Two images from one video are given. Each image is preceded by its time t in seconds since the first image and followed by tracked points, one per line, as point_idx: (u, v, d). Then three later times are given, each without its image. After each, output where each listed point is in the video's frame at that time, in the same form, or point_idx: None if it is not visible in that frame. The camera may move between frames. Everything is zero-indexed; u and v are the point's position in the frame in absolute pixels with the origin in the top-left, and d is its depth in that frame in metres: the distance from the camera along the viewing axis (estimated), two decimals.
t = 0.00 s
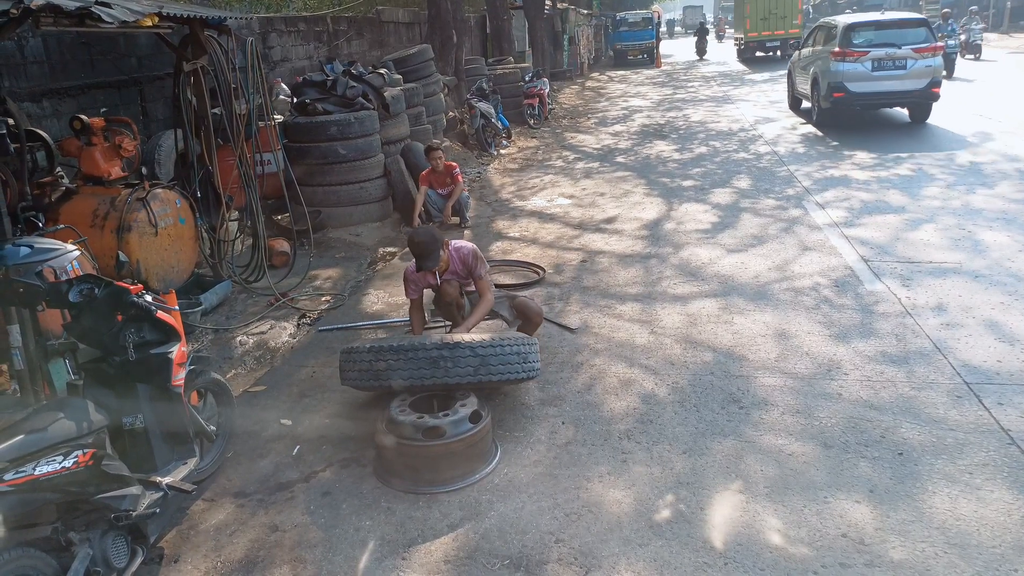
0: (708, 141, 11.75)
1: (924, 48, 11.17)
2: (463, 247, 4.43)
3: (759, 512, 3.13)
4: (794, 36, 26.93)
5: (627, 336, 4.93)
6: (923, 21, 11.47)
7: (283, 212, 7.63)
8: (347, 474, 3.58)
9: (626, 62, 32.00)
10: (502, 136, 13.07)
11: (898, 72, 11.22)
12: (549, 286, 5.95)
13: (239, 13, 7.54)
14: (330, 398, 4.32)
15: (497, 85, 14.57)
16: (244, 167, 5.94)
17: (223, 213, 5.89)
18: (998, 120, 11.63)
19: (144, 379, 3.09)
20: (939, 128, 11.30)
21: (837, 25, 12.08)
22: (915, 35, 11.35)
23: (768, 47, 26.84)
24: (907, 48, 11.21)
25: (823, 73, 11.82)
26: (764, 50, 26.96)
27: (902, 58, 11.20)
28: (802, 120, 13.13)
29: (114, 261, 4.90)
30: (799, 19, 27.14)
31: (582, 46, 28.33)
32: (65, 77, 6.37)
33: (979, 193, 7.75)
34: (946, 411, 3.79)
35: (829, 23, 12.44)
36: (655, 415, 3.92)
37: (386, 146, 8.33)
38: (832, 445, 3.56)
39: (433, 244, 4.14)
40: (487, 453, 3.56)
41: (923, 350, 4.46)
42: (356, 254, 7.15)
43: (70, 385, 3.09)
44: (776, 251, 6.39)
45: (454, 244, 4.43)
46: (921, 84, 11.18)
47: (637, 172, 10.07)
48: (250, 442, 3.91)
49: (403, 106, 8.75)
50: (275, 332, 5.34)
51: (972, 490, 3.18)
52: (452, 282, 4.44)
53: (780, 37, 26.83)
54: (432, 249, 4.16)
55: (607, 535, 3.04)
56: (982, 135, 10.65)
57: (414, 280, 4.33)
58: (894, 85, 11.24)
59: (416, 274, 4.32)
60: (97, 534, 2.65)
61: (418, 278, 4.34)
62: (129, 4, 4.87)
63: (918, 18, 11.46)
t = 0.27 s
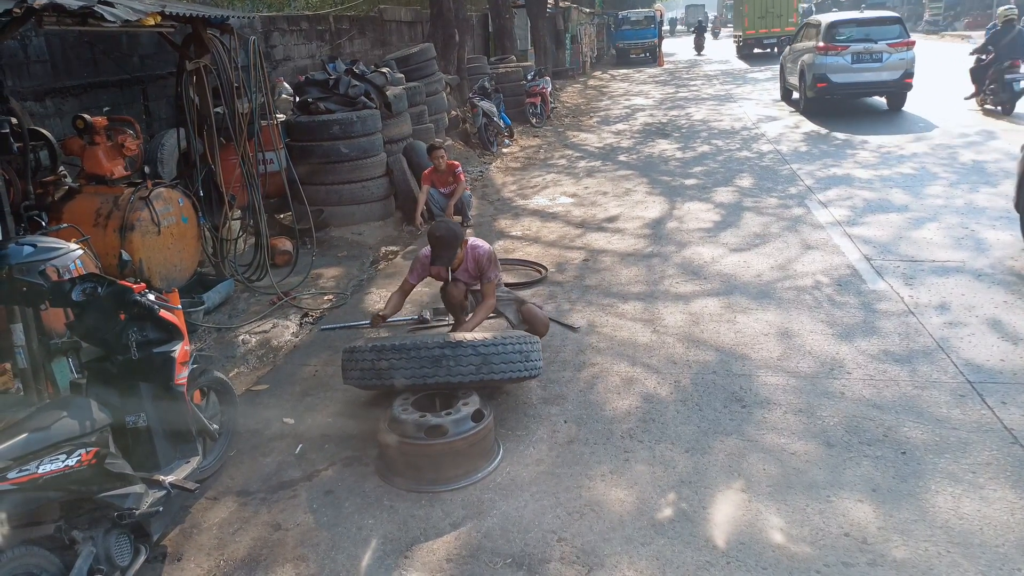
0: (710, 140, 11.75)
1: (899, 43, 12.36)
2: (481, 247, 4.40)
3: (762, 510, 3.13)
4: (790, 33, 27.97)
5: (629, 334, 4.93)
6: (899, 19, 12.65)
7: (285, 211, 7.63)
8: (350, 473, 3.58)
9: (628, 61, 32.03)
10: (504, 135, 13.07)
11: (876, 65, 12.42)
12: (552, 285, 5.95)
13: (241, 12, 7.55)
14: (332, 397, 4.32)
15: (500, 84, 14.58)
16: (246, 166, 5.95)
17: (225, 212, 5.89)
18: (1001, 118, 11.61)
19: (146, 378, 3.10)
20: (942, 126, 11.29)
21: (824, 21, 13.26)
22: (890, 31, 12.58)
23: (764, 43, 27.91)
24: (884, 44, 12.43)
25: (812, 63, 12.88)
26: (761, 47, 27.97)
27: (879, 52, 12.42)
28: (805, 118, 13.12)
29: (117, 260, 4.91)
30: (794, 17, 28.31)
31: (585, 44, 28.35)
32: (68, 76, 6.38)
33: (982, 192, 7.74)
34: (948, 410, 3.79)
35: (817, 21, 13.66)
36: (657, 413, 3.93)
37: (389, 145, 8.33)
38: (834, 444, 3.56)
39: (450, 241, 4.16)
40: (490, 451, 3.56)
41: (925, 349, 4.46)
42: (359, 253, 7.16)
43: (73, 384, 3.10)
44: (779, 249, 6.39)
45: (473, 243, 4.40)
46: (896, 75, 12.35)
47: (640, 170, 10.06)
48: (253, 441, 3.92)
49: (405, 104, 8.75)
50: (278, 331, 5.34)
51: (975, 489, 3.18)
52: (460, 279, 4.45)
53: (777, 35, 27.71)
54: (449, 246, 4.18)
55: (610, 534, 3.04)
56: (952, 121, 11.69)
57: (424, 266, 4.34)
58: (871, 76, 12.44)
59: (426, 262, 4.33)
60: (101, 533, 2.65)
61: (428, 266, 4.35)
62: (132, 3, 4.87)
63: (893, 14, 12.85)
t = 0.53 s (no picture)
0: (713, 138, 11.74)
1: (878, 39, 13.75)
2: (475, 226, 4.33)
3: (764, 509, 3.12)
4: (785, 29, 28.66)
5: (632, 333, 4.92)
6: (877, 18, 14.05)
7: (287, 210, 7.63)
8: (352, 472, 3.58)
9: (630, 60, 32.01)
10: (506, 133, 13.06)
11: (857, 59, 13.75)
12: (554, 284, 5.95)
13: (243, 12, 7.55)
14: (335, 396, 4.32)
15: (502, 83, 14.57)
16: (248, 166, 5.95)
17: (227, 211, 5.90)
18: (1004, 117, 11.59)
19: (149, 377, 3.10)
20: (944, 125, 11.27)
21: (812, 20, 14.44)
22: (871, 28, 13.98)
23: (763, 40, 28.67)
24: (864, 39, 13.78)
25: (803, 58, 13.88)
26: (759, 43, 28.64)
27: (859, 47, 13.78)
28: (807, 117, 13.10)
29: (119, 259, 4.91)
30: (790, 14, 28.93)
31: (587, 43, 28.36)
32: (70, 76, 6.38)
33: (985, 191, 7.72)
34: (951, 409, 3.78)
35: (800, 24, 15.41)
36: (658, 412, 3.92)
37: (391, 144, 8.32)
38: (837, 443, 3.55)
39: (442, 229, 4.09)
40: (492, 450, 3.55)
41: (928, 348, 4.45)
42: (361, 252, 7.16)
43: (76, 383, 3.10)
44: (782, 248, 6.38)
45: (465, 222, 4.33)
46: (875, 68, 13.64)
47: (642, 169, 10.05)
48: (255, 440, 3.92)
49: (407, 103, 8.75)
50: (280, 330, 5.35)
51: (977, 488, 3.17)
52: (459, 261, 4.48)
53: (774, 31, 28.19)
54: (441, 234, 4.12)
55: (612, 533, 3.04)
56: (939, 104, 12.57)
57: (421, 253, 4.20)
58: (854, 68, 13.74)
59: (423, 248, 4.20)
60: (104, 531, 2.65)
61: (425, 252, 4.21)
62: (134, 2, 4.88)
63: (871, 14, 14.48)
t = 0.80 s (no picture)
0: (715, 137, 11.72)
1: (861, 34, 14.92)
2: (456, 215, 3.82)
3: (766, 508, 3.12)
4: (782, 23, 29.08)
5: (634, 332, 4.92)
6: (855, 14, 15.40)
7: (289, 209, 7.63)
8: (355, 470, 3.58)
9: (632, 58, 32.02)
10: (509, 132, 13.05)
11: (842, 52, 14.94)
12: (556, 283, 5.94)
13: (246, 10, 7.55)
14: (337, 395, 4.33)
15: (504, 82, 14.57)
16: (251, 164, 5.96)
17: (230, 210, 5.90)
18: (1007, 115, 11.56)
19: (152, 376, 3.10)
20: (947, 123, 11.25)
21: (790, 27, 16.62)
22: (855, 25, 15.19)
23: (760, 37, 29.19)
24: (848, 35, 14.99)
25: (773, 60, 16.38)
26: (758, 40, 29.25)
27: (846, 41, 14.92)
28: (809, 116, 13.08)
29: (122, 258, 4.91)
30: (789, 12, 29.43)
31: (589, 41, 28.36)
32: (72, 75, 6.38)
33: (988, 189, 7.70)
34: (953, 408, 3.77)
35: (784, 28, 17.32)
36: (660, 411, 3.92)
37: (393, 142, 8.31)
38: (839, 442, 3.55)
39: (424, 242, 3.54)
40: (494, 449, 3.56)
41: (930, 346, 4.44)
42: (363, 251, 7.16)
43: (78, 382, 3.11)
44: (784, 247, 6.37)
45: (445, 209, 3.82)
46: (858, 60, 14.84)
47: (644, 168, 10.04)
48: (258, 438, 3.93)
49: (409, 102, 8.75)
50: (283, 329, 5.35)
51: (980, 487, 3.16)
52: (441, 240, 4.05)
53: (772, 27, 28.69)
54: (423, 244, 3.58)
55: (615, 532, 3.04)
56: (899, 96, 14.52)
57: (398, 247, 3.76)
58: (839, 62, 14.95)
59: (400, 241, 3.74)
60: (106, 530, 2.66)
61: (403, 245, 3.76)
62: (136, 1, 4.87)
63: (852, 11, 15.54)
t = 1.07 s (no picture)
0: (717, 136, 11.71)
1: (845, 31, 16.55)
2: (447, 211, 3.79)
3: (769, 507, 3.12)
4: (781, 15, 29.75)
5: (636, 331, 4.91)
6: (842, 14, 17.20)
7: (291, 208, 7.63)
8: (357, 469, 3.59)
9: (634, 57, 32.03)
10: (510, 131, 13.04)
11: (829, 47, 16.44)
12: (558, 282, 5.94)
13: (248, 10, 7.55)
14: (339, 394, 4.33)
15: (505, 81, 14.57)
16: (253, 163, 5.97)
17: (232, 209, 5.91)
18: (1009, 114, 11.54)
19: (155, 375, 3.10)
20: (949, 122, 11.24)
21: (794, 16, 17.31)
22: (839, 22, 16.88)
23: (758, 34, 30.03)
24: (834, 32, 16.55)
25: (766, 53, 17.70)
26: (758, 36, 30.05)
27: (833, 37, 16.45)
28: (811, 114, 13.07)
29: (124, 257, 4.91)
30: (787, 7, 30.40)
31: (591, 40, 28.37)
32: (74, 74, 6.38)
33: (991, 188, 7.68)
34: (956, 407, 3.77)
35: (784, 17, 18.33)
36: (662, 410, 3.92)
37: (396, 141, 8.30)
38: (842, 441, 3.54)
39: (417, 241, 3.52)
40: (496, 448, 3.56)
41: (933, 345, 4.44)
42: (365, 250, 7.16)
43: (81, 381, 3.11)
44: (786, 246, 6.36)
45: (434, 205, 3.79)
46: (844, 54, 16.35)
47: (646, 167, 10.03)
48: (260, 438, 3.93)
49: (411, 101, 8.74)
50: (285, 328, 5.35)
51: (983, 486, 3.16)
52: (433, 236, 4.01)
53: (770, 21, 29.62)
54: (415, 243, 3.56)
55: (618, 530, 3.04)
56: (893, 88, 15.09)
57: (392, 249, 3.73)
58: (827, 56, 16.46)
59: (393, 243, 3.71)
60: (109, 529, 2.66)
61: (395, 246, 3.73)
62: None
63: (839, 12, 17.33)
